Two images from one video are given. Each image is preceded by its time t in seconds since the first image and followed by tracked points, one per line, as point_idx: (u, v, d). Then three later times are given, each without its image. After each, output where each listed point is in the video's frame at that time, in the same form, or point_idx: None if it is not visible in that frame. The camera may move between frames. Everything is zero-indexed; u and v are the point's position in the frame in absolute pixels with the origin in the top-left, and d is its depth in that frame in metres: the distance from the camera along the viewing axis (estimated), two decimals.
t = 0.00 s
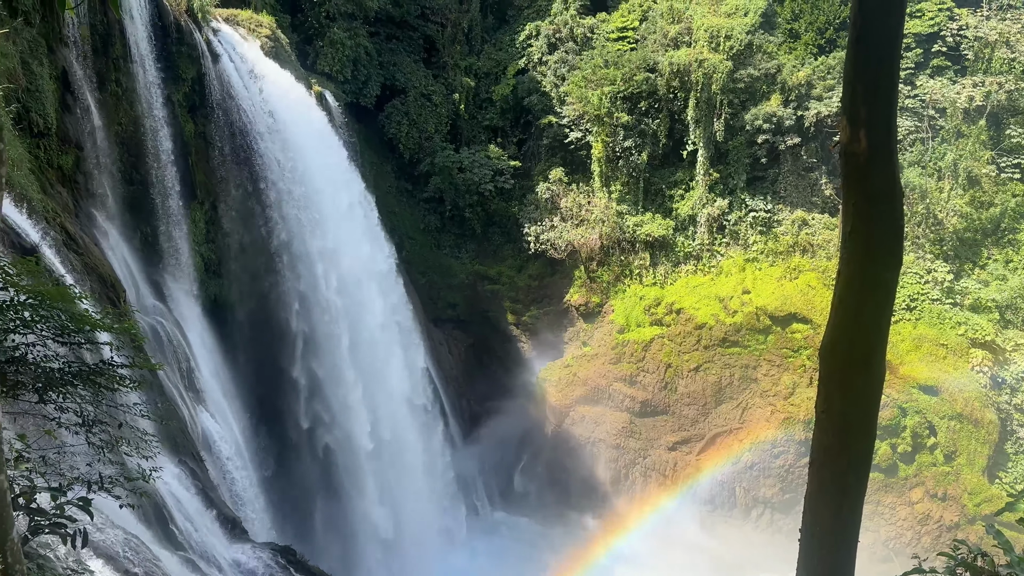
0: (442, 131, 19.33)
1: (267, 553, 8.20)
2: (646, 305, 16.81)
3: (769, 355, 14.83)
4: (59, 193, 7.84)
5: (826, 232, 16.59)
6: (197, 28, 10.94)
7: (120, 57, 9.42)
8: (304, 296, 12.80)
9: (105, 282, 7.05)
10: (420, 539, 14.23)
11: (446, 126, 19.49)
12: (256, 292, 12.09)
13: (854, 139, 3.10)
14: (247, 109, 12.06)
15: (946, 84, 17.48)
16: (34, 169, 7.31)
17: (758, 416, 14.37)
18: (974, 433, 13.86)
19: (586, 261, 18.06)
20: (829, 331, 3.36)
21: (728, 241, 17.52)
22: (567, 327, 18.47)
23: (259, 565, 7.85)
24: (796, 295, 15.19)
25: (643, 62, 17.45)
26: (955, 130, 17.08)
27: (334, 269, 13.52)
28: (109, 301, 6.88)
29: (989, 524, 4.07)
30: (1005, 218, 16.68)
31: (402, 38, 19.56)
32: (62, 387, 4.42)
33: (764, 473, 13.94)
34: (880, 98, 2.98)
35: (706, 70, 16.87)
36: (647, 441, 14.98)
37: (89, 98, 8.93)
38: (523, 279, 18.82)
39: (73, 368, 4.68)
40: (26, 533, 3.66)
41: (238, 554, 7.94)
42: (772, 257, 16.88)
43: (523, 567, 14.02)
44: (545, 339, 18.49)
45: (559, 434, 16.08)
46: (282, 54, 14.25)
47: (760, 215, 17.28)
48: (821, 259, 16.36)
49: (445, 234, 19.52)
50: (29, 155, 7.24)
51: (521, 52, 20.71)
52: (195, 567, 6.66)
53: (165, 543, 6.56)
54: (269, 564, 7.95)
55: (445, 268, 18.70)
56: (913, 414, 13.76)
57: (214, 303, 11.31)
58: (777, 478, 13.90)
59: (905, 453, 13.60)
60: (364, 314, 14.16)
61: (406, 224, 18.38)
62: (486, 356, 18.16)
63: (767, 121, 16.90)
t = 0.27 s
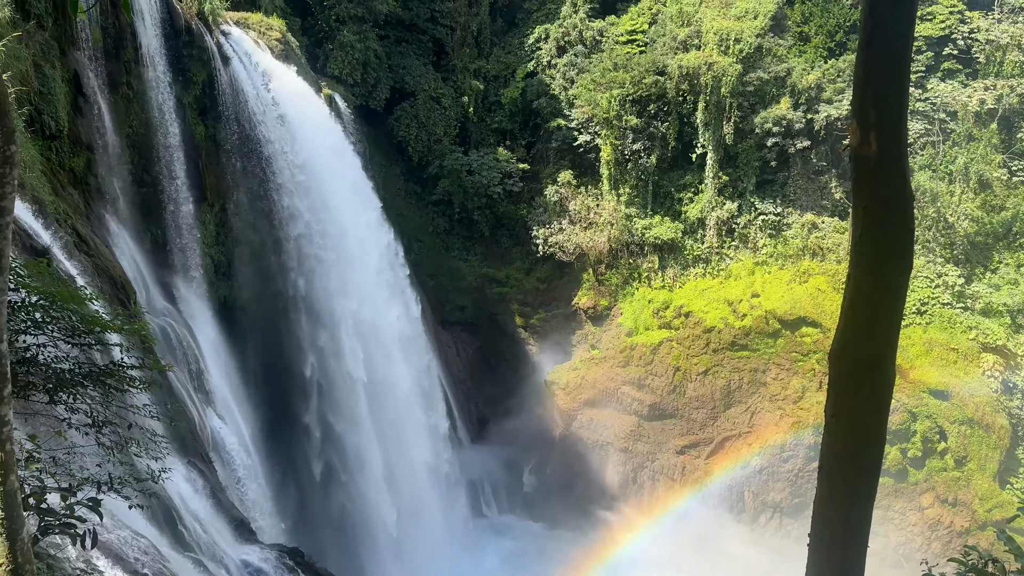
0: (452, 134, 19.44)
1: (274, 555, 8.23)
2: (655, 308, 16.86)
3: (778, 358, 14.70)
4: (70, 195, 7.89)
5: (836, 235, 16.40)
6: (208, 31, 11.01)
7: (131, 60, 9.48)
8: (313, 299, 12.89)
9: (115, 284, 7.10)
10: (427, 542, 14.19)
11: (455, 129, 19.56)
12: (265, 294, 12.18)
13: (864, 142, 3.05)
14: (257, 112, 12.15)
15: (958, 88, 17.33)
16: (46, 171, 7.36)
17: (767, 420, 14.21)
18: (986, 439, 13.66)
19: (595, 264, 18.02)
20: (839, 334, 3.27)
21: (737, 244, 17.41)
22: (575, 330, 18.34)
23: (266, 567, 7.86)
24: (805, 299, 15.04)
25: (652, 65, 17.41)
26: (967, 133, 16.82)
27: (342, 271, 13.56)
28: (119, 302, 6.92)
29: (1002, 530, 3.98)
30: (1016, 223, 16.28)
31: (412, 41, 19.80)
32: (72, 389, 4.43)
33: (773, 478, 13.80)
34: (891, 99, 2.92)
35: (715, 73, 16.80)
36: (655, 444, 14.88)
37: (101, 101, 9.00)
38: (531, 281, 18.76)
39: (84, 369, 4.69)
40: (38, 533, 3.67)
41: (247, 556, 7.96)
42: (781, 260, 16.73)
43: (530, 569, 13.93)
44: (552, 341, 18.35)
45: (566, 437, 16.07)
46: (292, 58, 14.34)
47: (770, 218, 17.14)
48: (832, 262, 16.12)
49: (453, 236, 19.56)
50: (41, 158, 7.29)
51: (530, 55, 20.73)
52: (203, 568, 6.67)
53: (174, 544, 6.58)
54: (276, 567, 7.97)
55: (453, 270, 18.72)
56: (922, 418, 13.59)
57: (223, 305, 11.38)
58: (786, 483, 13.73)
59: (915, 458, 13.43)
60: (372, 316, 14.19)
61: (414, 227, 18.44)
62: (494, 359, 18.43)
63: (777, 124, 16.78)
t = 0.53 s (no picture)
0: (460, 136, 19.52)
1: (282, 556, 8.25)
2: (663, 311, 16.86)
3: (788, 362, 14.53)
4: (82, 197, 7.95)
5: (847, 239, 16.28)
6: (219, 34, 11.07)
7: (143, 63, 9.52)
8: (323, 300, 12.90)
9: (126, 285, 7.15)
10: (434, 544, 14.21)
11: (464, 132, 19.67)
12: (275, 295, 12.24)
13: (875, 145, 3.01)
14: (268, 113, 12.18)
15: (969, 91, 17.04)
16: (57, 173, 7.40)
17: (777, 424, 14.00)
18: (997, 444, 13.31)
19: (603, 267, 17.99)
20: (848, 338, 3.24)
21: (746, 247, 17.32)
22: (584, 333, 18.32)
23: (275, 569, 7.86)
24: (815, 302, 14.91)
25: (661, 68, 17.41)
26: (979, 137, 16.61)
27: (353, 273, 13.61)
28: (130, 303, 6.98)
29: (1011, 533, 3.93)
30: None
31: (423, 43, 19.83)
32: (82, 389, 4.44)
33: (783, 482, 13.41)
34: (903, 102, 2.89)
35: (725, 76, 16.73)
36: (664, 447, 14.67)
37: (113, 104, 9.06)
38: (539, 284, 18.70)
39: (94, 369, 4.71)
40: (47, 533, 3.65)
41: (255, 557, 7.98)
42: (791, 263, 16.65)
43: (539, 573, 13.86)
44: (560, 344, 18.38)
45: (574, 440, 16.00)
46: (303, 61, 14.42)
47: (779, 221, 17.09)
48: (842, 266, 15.97)
49: (462, 239, 19.58)
50: (53, 159, 7.33)
51: (540, 58, 20.72)
52: (211, 568, 6.69)
53: (183, 544, 6.59)
54: (284, 567, 8.01)
55: (461, 272, 18.71)
56: (933, 424, 13.21)
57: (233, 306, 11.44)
58: (796, 487, 13.30)
59: (925, 462, 13.04)
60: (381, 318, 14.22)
61: (423, 229, 18.49)
62: (503, 361, 18.23)
63: (787, 127, 16.69)
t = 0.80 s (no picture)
0: (470, 139, 19.45)
1: (292, 558, 8.28)
2: (673, 314, 16.74)
3: (797, 366, 14.27)
4: (94, 198, 8.00)
5: (857, 242, 16.09)
6: (230, 37, 11.13)
7: (155, 66, 9.57)
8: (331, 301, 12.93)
9: (137, 287, 7.20)
10: (442, 546, 14.19)
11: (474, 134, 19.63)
12: (285, 297, 12.30)
13: (886, 148, 2.95)
14: (278, 116, 12.24)
15: (983, 93, 16.92)
16: (69, 174, 7.46)
17: (787, 427, 13.72)
18: (1011, 449, 12.90)
19: (612, 270, 17.99)
20: (858, 341, 3.15)
21: (756, 250, 17.18)
22: (592, 335, 18.27)
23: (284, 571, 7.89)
24: (825, 306, 14.72)
25: (671, 70, 17.37)
26: (991, 140, 16.51)
27: (361, 276, 13.65)
28: (141, 304, 7.03)
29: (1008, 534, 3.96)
30: None
31: (432, 47, 20.09)
32: (93, 390, 4.45)
33: (794, 485, 13.14)
34: (914, 104, 2.84)
35: (735, 78, 16.66)
36: (672, 451, 14.40)
37: (126, 106, 9.12)
38: (549, 286, 18.64)
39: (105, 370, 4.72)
40: (57, 534, 3.64)
41: (264, 558, 8.02)
42: (801, 267, 16.47)
43: None
44: (569, 347, 18.33)
45: (582, 444, 15.83)
46: (313, 63, 14.50)
47: (790, 224, 16.98)
48: (852, 269, 15.80)
49: (471, 241, 19.59)
50: (65, 161, 7.38)
51: (549, 61, 20.68)
52: (221, 569, 6.72)
53: (192, 545, 6.61)
54: (292, 568, 8.04)
55: (470, 274, 18.73)
56: (944, 428, 12.96)
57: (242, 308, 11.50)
58: (806, 491, 13.08)
59: (936, 467, 12.84)
60: (390, 320, 14.24)
61: (432, 231, 18.55)
62: (511, 363, 18.14)
63: (798, 129, 16.63)
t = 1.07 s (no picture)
0: (480, 141, 19.41)
1: (300, 558, 8.31)
2: (682, 316, 16.62)
3: (808, 369, 14.13)
4: (105, 199, 8.06)
5: (869, 245, 15.88)
6: (242, 40, 11.20)
7: (166, 67, 9.64)
8: (341, 303, 12.99)
9: (149, 288, 7.26)
10: (452, 547, 14.18)
11: (483, 136, 19.58)
12: (295, 298, 12.37)
13: (897, 151, 2.89)
14: (289, 117, 12.29)
15: (995, 96, 16.73)
16: (82, 176, 7.52)
17: (796, 431, 13.55)
18: None
19: (622, 272, 17.80)
20: (869, 346, 3.10)
21: (767, 253, 17.05)
22: (601, 338, 18.22)
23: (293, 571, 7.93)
24: (836, 308, 14.59)
25: (682, 73, 17.17)
26: (1003, 143, 16.33)
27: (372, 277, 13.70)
28: (152, 305, 7.08)
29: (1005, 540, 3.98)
30: None
31: (442, 49, 20.20)
32: (104, 390, 4.47)
33: (803, 489, 13.05)
34: (927, 106, 2.78)
35: (746, 82, 16.51)
36: (682, 454, 14.21)
37: (138, 108, 9.20)
38: (558, 288, 18.55)
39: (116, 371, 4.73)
40: (68, 532, 3.63)
41: (273, 558, 8.06)
42: (812, 270, 16.28)
43: None
44: (579, 350, 18.23)
45: (592, 447, 15.73)
46: (324, 66, 14.57)
47: (801, 227, 16.83)
48: (864, 272, 15.59)
49: (480, 243, 19.61)
50: (78, 163, 7.45)
51: (559, 63, 20.61)
52: (230, 569, 6.74)
53: (203, 545, 6.64)
54: (301, 569, 8.07)
55: (479, 276, 18.81)
56: (957, 433, 12.79)
57: (253, 309, 11.58)
58: (815, 495, 13.01)
59: (948, 472, 12.59)
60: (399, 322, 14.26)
61: (441, 233, 18.63)
62: (519, 365, 18.29)
63: (808, 132, 16.54)
